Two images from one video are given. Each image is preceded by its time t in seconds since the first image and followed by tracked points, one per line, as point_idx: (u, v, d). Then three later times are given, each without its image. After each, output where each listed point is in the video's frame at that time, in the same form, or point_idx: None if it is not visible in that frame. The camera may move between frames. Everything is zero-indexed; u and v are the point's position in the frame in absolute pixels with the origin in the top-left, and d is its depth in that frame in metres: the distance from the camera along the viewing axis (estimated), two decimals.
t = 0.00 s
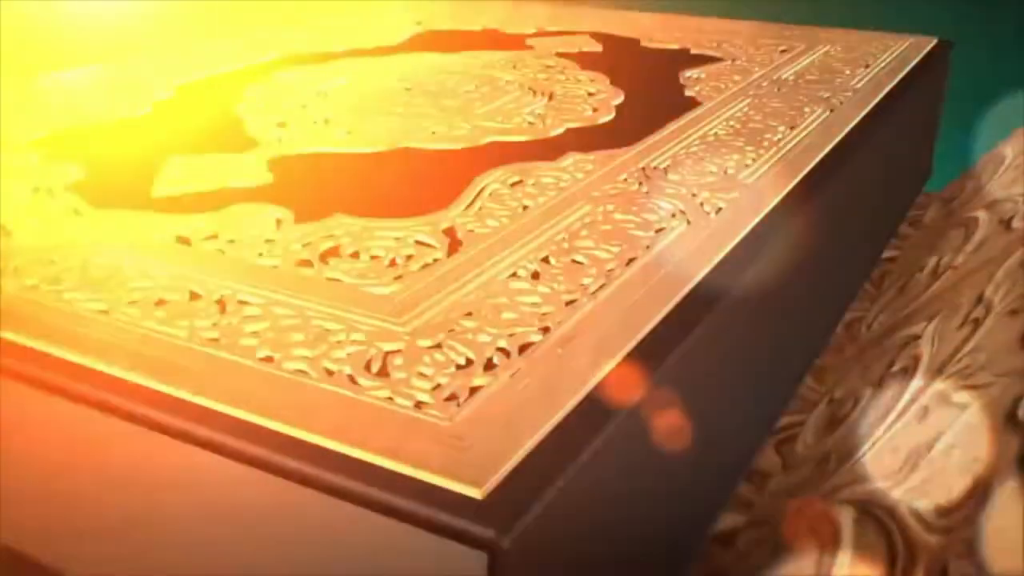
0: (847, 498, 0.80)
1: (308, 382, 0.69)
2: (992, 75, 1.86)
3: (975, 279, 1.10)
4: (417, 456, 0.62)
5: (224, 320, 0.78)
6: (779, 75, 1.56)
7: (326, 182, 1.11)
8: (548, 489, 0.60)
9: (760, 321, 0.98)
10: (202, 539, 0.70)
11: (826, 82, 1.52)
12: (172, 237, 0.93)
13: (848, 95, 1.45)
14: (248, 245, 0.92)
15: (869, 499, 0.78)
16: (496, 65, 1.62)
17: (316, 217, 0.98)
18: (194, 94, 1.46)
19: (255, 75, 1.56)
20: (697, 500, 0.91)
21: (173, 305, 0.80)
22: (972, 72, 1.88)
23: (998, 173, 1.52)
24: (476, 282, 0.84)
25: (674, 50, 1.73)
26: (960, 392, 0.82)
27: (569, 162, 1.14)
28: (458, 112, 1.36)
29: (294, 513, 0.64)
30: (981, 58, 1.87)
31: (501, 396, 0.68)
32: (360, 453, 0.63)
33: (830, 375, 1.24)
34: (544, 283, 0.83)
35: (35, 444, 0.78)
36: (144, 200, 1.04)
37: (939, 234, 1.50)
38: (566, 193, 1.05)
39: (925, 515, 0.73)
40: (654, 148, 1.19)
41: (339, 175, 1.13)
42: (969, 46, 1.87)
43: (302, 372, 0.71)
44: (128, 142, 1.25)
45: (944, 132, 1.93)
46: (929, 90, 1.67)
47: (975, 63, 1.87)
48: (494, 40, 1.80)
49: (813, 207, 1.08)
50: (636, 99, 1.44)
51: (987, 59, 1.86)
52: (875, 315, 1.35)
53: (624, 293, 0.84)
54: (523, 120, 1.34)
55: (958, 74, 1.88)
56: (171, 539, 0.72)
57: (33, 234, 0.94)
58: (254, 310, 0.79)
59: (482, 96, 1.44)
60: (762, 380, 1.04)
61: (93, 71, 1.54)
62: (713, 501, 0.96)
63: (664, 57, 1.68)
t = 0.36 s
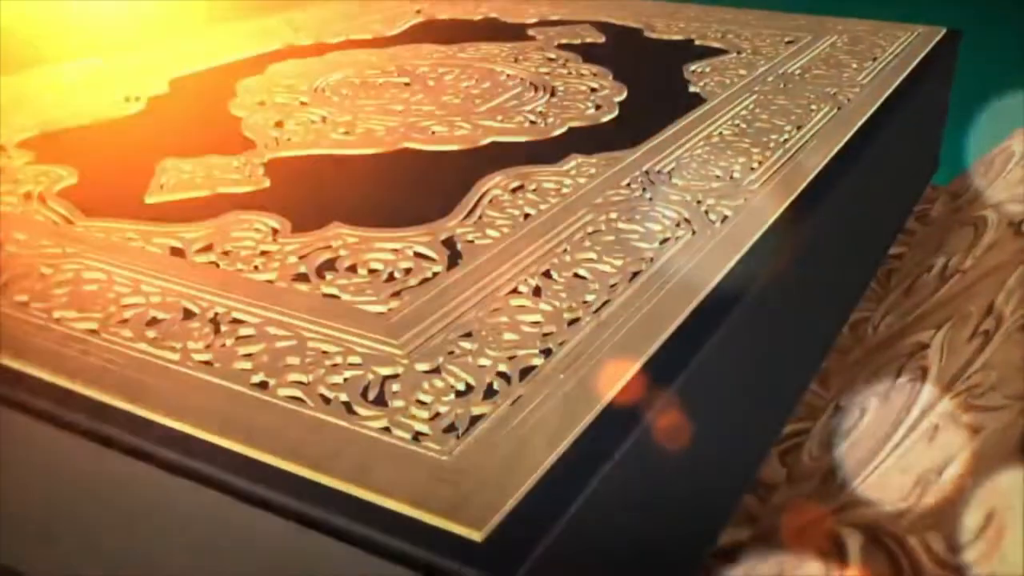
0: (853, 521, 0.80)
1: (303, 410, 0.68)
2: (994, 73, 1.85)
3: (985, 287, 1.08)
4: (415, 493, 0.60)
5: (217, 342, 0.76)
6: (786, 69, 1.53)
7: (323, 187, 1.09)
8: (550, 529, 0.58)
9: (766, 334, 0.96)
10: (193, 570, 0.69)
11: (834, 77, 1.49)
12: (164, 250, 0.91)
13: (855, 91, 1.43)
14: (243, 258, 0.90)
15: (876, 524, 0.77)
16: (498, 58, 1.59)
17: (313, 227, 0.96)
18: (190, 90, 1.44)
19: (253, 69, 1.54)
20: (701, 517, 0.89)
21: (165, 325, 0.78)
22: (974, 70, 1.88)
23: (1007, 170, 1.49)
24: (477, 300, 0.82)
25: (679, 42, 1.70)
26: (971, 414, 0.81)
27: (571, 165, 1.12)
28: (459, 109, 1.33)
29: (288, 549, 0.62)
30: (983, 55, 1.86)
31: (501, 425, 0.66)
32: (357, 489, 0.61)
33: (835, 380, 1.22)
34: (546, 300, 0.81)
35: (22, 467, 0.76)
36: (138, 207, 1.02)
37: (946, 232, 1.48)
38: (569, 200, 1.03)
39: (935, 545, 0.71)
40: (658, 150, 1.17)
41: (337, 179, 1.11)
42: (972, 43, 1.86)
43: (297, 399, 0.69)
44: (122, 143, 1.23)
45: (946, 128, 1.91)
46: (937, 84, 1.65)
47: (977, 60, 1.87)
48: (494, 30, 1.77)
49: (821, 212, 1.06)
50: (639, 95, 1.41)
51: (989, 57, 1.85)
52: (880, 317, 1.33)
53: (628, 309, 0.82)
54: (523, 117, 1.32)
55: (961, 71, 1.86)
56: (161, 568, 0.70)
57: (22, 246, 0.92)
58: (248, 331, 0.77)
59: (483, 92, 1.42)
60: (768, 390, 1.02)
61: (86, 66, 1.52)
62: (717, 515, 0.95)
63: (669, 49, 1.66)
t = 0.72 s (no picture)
0: (861, 545, 0.79)
1: (297, 441, 0.66)
2: (994, 73, 1.92)
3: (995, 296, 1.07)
4: (411, 534, 0.59)
5: (208, 367, 0.74)
6: (792, 64, 1.51)
7: (321, 193, 1.07)
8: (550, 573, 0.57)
9: (773, 348, 0.94)
10: None
11: (843, 73, 1.46)
12: (157, 265, 0.89)
13: (864, 88, 1.40)
14: (239, 273, 0.88)
15: (883, 550, 0.76)
16: (499, 51, 1.56)
17: (310, 239, 0.94)
18: (185, 86, 1.41)
19: (250, 63, 1.51)
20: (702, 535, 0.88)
21: (156, 347, 0.76)
22: (974, 70, 1.93)
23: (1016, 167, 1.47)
24: (477, 321, 0.81)
25: (683, 33, 1.67)
26: (981, 437, 0.79)
27: (573, 171, 1.10)
28: (459, 108, 1.31)
29: None
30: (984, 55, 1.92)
31: (501, 459, 0.64)
32: (350, 530, 0.59)
33: (840, 386, 1.21)
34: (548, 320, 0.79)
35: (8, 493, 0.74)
36: (132, 215, 1.00)
37: (954, 231, 1.46)
38: (571, 208, 1.01)
39: None
40: (663, 153, 1.15)
41: (335, 185, 1.09)
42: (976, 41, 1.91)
43: (291, 429, 0.67)
44: (116, 143, 1.20)
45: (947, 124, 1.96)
46: (946, 77, 1.62)
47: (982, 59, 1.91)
48: (495, 21, 1.74)
49: (829, 220, 1.04)
50: (643, 91, 1.39)
51: (990, 56, 1.91)
52: (887, 319, 1.32)
53: (632, 328, 0.80)
54: (524, 116, 1.29)
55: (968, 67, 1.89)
56: None
57: (11, 259, 0.90)
58: (241, 355, 0.75)
59: (484, 88, 1.39)
60: (772, 402, 1.01)
61: (80, 59, 1.49)
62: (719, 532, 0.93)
63: (674, 41, 1.63)
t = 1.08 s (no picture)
0: None
1: (289, 493, 0.64)
2: (997, 72, 1.89)
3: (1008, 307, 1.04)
4: None
5: (198, 407, 0.72)
6: (803, 57, 1.47)
7: (317, 204, 1.04)
8: None
9: (782, 371, 0.91)
10: None
11: (854, 67, 1.42)
12: (147, 289, 0.86)
13: (876, 84, 1.36)
14: (231, 299, 0.85)
15: None
16: (500, 43, 1.52)
17: (305, 259, 0.92)
18: (178, 81, 1.38)
19: (245, 56, 1.47)
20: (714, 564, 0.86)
21: (144, 384, 0.74)
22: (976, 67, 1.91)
23: None
24: (476, 354, 0.78)
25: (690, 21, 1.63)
26: (995, 473, 0.77)
27: (576, 181, 1.07)
28: (459, 108, 1.27)
29: None
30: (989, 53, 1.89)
31: (501, 514, 0.62)
32: None
33: (848, 396, 1.19)
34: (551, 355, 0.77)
35: None
36: (122, 231, 0.97)
37: (965, 230, 1.42)
38: (573, 223, 0.98)
39: None
40: (669, 162, 1.12)
41: (331, 197, 1.06)
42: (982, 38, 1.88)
43: (283, 479, 0.65)
44: (107, 148, 1.17)
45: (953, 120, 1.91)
46: (959, 68, 1.58)
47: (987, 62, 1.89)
48: (497, 7, 1.70)
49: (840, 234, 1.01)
50: (648, 87, 1.35)
51: (993, 53, 1.88)
52: (896, 325, 1.29)
53: (638, 361, 0.78)
54: (527, 116, 1.26)
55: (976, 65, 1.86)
56: None
57: None
58: (232, 393, 0.73)
59: (485, 85, 1.36)
60: (781, 422, 0.98)
61: (71, 51, 1.46)
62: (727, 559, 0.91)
63: (679, 29, 1.59)
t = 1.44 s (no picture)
0: None
1: (283, 547, 0.62)
2: (999, 75, 1.86)
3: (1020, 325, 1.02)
4: None
5: (190, 447, 0.70)
6: (811, 52, 1.43)
7: (315, 215, 1.02)
8: None
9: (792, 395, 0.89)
10: None
11: (865, 63, 1.39)
12: (139, 314, 0.84)
13: (887, 82, 1.33)
14: (225, 325, 0.83)
15: None
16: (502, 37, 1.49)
17: (302, 280, 0.89)
18: (173, 79, 1.35)
19: (240, 51, 1.44)
20: None
21: (134, 422, 0.72)
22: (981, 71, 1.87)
23: None
24: (477, 387, 0.76)
25: (696, 11, 1.59)
26: (1008, 513, 0.75)
27: (580, 192, 1.04)
28: (459, 109, 1.24)
29: None
30: (993, 56, 1.85)
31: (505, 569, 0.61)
32: None
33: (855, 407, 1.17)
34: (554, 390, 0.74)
35: None
36: (114, 249, 0.94)
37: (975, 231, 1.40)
38: (576, 240, 0.96)
39: None
40: (674, 170, 1.09)
41: (329, 208, 1.03)
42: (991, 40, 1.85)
43: (276, 530, 0.63)
44: (100, 152, 1.14)
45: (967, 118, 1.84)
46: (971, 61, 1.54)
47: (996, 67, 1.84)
48: None
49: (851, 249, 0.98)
50: (653, 85, 1.32)
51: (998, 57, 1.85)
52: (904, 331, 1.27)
53: (645, 395, 0.76)
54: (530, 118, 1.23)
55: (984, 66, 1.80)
56: None
57: None
58: (225, 433, 0.71)
59: (485, 84, 1.33)
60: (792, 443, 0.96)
61: (63, 46, 1.43)
62: None
63: (685, 20, 1.55)
